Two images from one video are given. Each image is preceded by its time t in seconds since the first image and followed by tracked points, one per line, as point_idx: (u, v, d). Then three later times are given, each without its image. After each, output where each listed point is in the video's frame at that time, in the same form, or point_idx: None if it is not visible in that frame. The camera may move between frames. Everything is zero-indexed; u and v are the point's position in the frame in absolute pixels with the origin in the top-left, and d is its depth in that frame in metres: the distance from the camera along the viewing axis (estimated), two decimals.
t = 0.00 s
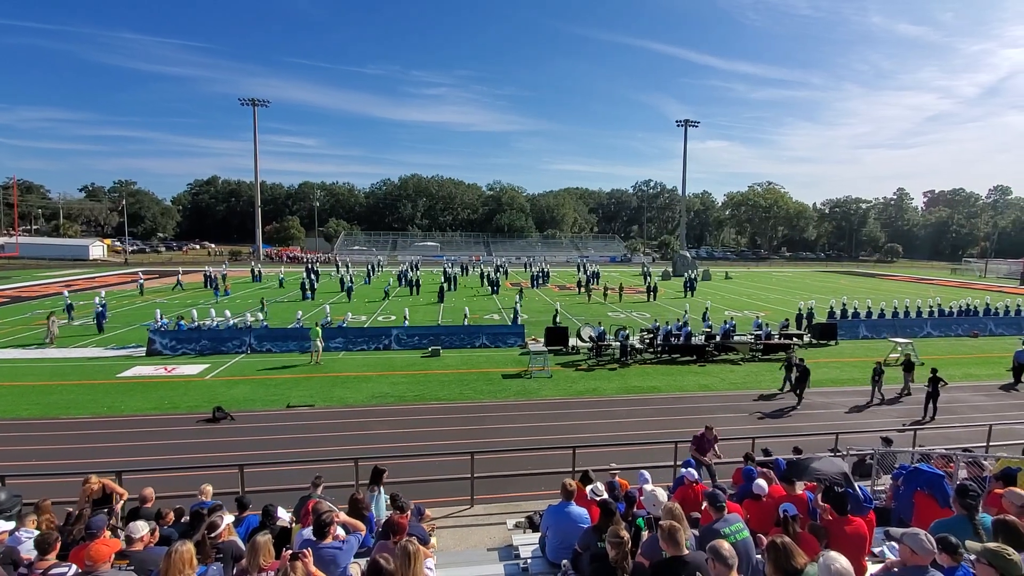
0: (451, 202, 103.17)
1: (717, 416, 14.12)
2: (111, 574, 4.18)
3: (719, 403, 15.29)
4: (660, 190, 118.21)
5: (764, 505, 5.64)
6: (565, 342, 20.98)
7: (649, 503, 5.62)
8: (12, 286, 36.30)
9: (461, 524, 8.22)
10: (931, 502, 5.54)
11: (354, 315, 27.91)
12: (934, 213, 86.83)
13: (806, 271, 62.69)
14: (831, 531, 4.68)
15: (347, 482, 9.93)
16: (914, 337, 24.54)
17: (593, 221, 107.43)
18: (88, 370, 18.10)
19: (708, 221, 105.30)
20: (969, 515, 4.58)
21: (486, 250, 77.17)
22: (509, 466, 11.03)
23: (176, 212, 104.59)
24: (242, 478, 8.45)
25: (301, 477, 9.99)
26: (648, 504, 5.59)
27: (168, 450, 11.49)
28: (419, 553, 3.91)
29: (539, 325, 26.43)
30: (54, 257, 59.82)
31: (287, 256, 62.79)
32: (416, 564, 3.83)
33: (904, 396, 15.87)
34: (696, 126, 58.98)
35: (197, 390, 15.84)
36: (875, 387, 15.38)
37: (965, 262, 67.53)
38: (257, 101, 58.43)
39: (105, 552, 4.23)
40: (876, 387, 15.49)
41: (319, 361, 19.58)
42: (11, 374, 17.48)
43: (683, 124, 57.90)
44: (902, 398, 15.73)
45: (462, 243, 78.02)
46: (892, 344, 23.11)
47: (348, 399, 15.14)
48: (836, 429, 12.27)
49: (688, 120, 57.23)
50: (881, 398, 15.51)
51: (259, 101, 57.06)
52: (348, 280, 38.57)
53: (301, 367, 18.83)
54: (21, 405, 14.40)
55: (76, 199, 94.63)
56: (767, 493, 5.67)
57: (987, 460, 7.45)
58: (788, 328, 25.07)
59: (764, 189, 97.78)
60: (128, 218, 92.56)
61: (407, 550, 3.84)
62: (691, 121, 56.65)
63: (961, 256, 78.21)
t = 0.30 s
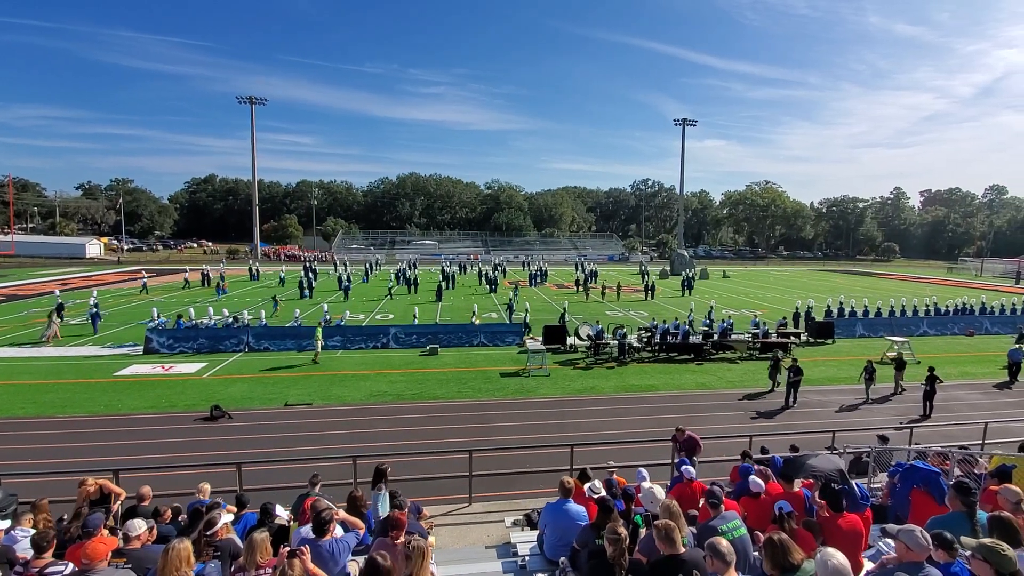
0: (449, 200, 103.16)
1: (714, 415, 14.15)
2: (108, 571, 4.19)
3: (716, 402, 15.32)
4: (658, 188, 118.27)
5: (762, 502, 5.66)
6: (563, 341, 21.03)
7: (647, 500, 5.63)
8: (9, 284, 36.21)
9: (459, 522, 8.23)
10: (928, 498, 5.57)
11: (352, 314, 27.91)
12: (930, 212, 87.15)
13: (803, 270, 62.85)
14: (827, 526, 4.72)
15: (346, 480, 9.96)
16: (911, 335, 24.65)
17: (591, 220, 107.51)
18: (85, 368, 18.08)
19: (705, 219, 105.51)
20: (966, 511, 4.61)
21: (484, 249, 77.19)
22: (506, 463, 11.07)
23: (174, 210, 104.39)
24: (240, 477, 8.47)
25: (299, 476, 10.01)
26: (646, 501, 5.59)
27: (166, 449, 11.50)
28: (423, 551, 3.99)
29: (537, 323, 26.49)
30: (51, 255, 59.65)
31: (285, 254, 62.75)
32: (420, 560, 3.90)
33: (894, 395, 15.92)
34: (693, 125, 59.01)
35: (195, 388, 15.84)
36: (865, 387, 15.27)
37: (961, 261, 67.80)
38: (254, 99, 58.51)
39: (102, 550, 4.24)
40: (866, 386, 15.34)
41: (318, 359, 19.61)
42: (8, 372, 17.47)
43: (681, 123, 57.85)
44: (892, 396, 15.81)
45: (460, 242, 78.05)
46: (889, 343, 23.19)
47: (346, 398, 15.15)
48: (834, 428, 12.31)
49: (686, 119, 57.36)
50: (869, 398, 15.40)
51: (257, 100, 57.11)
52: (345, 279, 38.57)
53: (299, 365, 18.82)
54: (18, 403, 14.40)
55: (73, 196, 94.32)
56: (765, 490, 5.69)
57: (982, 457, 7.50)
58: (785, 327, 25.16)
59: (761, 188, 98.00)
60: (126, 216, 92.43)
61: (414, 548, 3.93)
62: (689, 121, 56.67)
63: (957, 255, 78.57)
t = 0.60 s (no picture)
0: (449, 199, 103.09)
1: (714, 413, 14.15)
2: (107, 570, 4.19)
3: (715, 400, 15.32)
4: (658, 187, 118.26)
5: (761, 500, 5.67)
6: (563, 339, 21.05)
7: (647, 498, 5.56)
8: (8, 284, 36.21)
9: (460, 521, 8.23)
10: (927, 497, 5.58)
11: (352, 313, 27.93)
12: (930, 211, 87.23)
13: (803, 268, 62.90)
14: (827, 525, 4.72)
15: (346, 479, 9.98)
16: (910, 334, 24.69)
17: (591, 218, 107.54)
18: (85, 367, 18.09)
19: (705, 218, 105.56)
20: (966, 510, 4.62)
21: (483, 247, 77.24)
22: (506, 462, 11.07)
23: (173, 209, 104.33)
24: (239, 476, 8.45)
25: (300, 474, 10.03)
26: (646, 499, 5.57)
27: (166, 448, 11.52)
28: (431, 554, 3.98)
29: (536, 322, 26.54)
30: (50, 254, 59.64)
31: (285, 253, 62.76)
32: (429, 558, 3.92)
33: (888, 393, 15.93)
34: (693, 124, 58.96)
35: (194, 387, 15.85)
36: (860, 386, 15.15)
37: (960, 259, 67.92)
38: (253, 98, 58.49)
39: (102, 549, 4.24)
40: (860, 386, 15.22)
41: (318, 358, 19.64)
42: (8, 372, 17.48)
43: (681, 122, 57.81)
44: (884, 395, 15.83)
45: (460, 241, 78.06)
46: (888, 341, 23.22)
47: (345, 397, 15.16)
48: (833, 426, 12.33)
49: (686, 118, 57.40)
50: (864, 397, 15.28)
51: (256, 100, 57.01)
52: (345, 278, 38.53)
53: (299, 364, 18.80)
54: (18, 402, 14.41)
55: (72, 195, 94.22)
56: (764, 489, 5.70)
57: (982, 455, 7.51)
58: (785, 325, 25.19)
59: (761, 186, 98.09)
60: (125, 215, 92.31)
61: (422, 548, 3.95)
62: (688, 120, 56.66)
63: (956, 253, 78.70)
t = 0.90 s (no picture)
0: (449, 198, 103.04)
1: (714, 412, 14.15)
2: (108, 569, 4.19)
3: (715, 399, 15.32)
4: (658, 185, 118.15)
5: (761, 499, 5.68)
6: (563, 338, 21.07)
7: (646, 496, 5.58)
8: (9, 283, 36.22)
9: (460, 519, 8.23)
10: (926, 495, 5.58)
11: (352, 312, 27.93)
12: (931, 209, 87.12)
13: (804, 267, 62.84)
14: (826, 523, 4.74)
15: (347, 478, 10.01)
16: (910, 332, 24.70)
17: (591, 217, 107.51)
18: (86, 366, 18.10)
19: (705, 217, 105.51)
20: (968, 508, 4.63)
21: (484, 246, 77.29)
22: (507, 461, 11.08)
23: (173, 208, 104.31)
24: (240, 475, 8.45)
25: (300, 473, 10.05)
26: (645, 497, 5.55)
27: (167, 447, 11.52)
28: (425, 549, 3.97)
29: (536, 321, 26.56)
30: (50, 254, 59.64)
31: (285, 252, 62.76)
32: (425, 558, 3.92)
33: (886, 391, 15.96)
34: (692, 122, 58.97)
35: (195, 386, 15.87)
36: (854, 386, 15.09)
37: (960, 257, 67.93)
38: (253, 97, 58.56)
39: (102, 547, 4.24)
40: (855, 385, 15.17)
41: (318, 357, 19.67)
42: (9, 371, 17.49)
43: (681, 120, 57.73)
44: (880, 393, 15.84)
45: (460, 240, 78.00)
46: (888, 339, 23.23)
47: (345, 395, 15.16)
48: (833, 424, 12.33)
49: (685, 116, 57.36)
50: (857, 396, 15.22)
51: (256, 99, 57.22)
52: (345, 277, 38.52)
53: (300, 363, 18.83)
54: (19, 401, 14.43)
55: (73, 195, 94.18)
56: (764, 487, 5.72)
57: (981, 454, 7.53)
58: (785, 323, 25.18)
59: (761, 184, 98.03)
60: (125, 214, 92.30)
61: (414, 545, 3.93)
62: (688, 119, 56.62)
63: (957, 252, 78.69)
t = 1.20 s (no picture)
0: (449, 196, 102.99)
1: (713, 410, 14.17)
2: (107, 566, 4.20)
3: (713, 396, 15.37)
4: (657, 184, 118.08)
5: (760, 497, 5.68)
6: (562, 337, 21.10)
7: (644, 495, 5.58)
8: (8, 281, 36.23)
9: (459, 517, 8.24)
10: (923, 492, 5.60)
11: (351, 310, 27.91)
12: (931, 208, 86.99)
13: (803, 266, 62.80)
14: (824, 521, 4.75)
15: (346, 476, 10.01)
16: (910, 331, 24.70)
17: (591, 215, 107.47)
18: (85, 364, 18.09)
19: (705, 215, 105.53)
20: (966, 506, 4.63)
21: (483, 244, 77.29)
22: (506, 459, 11.10)
23: (173, 206, 104.26)
24: (240, 473, 8.43)
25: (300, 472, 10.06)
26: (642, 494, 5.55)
27: (166, 445, 11.52)
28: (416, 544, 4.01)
29: (535, 319, 26.57)
30: (49, 251, 59.63)
31: (285, 250, 62.70)
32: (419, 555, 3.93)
33: (882, 390, 15.99)
34: (692, 120, 58.92)
35: (194, 384, 15.86)
36: (847, 386, 15.01)
37: (960, 256, 67.84)
38: (253, 95, 58.61)
39: (101, 545, 4.23)
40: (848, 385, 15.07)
41: (317, 356, 19.68)
42: (8, 369, 17.48)
43: (681, 118, 57.59)
44: (877, 391, 15.85)
45: (459, 239, 77.95)
46: (887, 338, 23.24)
47: (345, 394, 15.16)
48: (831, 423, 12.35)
49: (685, 114, 57.31)
50: (849, 396, 15.11)
51: (255, 97, 57.27)
52: (344, 275, 38.52)
53: (299, 361, 18.84)
54: (18, 399, 14.42)
55: (72, 192, 94.05)
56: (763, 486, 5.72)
57: (979, 452, 7.52)
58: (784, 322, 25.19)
59: (761, 183, 97.98)
60: (125, 212, 92.28)
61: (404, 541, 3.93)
62: (688, 117, 56.61)
63: (957, 251, 78.68)
